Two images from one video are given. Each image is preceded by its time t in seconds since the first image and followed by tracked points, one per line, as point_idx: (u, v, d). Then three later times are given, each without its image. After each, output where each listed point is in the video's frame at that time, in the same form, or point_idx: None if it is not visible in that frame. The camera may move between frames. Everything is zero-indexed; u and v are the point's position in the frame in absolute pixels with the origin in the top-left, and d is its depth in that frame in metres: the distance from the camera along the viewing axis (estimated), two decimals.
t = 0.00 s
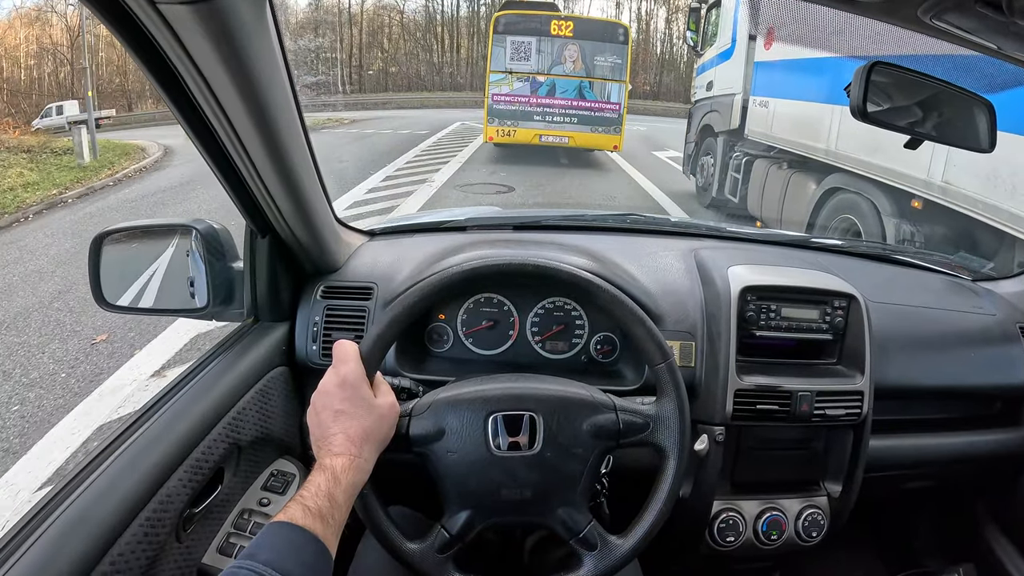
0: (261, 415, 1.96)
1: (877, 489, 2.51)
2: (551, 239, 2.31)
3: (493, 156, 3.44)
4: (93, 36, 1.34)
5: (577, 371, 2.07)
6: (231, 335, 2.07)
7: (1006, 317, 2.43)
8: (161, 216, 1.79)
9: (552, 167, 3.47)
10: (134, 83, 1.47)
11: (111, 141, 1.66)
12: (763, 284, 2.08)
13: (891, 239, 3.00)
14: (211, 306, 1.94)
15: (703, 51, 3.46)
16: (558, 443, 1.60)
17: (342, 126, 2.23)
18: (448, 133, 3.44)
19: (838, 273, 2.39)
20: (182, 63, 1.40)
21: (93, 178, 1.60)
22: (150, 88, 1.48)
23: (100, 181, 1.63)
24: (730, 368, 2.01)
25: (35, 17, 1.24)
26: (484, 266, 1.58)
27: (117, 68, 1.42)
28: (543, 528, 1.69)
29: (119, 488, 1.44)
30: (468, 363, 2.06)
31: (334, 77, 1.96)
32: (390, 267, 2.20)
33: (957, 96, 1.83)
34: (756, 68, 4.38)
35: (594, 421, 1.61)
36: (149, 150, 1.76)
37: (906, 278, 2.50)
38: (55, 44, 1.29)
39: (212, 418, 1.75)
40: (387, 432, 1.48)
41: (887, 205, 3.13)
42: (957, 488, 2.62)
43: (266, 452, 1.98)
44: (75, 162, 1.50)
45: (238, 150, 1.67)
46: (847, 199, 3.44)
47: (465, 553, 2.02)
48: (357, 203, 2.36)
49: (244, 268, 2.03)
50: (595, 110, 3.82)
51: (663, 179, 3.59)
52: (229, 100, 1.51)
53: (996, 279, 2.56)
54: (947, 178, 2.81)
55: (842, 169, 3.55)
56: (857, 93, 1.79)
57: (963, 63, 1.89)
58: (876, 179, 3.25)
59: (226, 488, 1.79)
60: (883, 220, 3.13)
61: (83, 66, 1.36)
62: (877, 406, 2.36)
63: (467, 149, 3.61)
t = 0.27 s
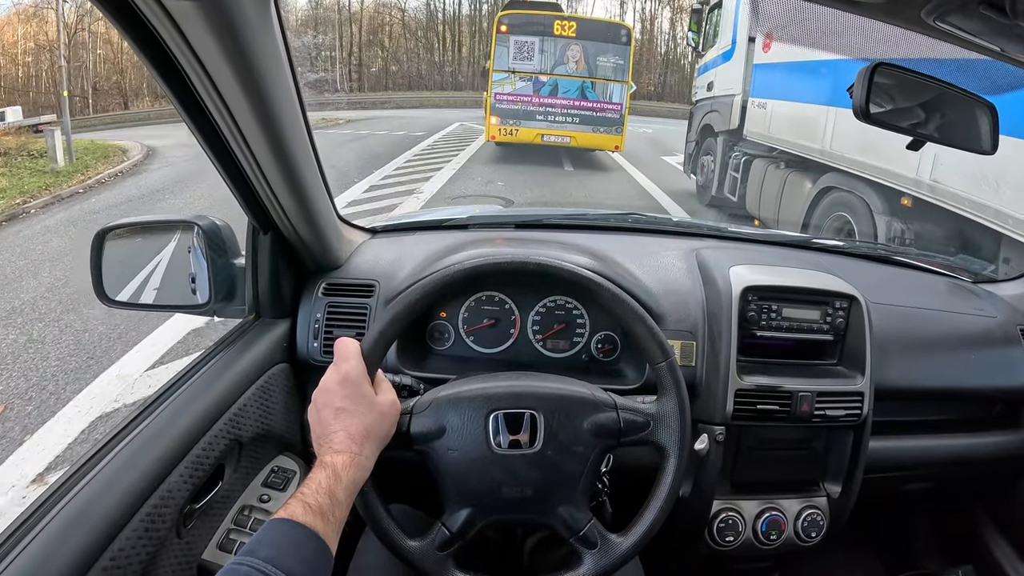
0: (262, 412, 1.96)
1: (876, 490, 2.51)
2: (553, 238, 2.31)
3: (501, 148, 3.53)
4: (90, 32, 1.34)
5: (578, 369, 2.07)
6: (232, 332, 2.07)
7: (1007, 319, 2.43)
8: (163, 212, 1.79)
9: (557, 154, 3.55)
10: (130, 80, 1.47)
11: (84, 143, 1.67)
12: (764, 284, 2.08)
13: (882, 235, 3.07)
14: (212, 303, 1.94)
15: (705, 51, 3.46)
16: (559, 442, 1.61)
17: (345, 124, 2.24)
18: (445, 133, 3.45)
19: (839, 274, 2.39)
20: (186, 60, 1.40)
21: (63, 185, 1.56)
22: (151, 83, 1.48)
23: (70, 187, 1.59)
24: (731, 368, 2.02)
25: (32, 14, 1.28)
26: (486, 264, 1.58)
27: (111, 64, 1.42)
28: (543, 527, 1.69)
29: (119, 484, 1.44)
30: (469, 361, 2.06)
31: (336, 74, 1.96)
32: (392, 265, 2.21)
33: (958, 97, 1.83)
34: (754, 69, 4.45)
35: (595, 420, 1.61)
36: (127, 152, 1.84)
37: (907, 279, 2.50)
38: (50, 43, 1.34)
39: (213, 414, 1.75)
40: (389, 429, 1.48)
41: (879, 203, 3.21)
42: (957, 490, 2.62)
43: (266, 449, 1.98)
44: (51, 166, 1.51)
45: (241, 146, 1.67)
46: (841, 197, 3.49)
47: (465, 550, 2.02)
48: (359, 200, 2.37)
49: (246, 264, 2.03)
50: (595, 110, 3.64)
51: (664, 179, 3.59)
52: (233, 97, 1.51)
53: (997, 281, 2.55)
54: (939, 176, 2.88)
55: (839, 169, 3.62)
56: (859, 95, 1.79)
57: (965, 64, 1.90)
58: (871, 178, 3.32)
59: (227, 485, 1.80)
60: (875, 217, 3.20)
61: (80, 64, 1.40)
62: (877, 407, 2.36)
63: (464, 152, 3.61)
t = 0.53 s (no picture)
0: (261, 409, 1.96)
1: (875, 492, 2.51)
2: (554, 238, 2.31)
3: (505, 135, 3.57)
4: (87, 30, 1.33)
5: (577, 370, 2.07)
6: (233, 329, 2.07)
7: (1007, 323, 2.43)
8: (163, 209, 1.79)
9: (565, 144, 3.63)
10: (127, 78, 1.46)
11: (65, 144, 1.58)
12: (765, 286, 2.08)
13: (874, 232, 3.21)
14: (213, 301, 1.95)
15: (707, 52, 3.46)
16: (558, 442, 1.61)
17: (347, 122, 2.24)
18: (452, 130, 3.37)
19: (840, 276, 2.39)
20: (187, 58, 1.40)
21: (29, 195, 1.45)
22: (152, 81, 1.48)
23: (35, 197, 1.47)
24: (731, 369, 2.02)
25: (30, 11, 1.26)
26: (486, 264, 1.58)
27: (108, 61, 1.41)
28: (542, 527, 1.69)
29: (118, 482, 1.44)
30: (469, 361, 2.06)
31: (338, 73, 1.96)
32: (392, 264, 2.21)
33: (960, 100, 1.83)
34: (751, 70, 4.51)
35: (594, 420, 1.61)
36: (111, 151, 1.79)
37: (908, 282, 2.50)
38: (49, 39, 1.33)
39: (212, 412, 1.75)
40: (388, 428, 1.48)
41: (873, 202, 3.34)
42: (956, 493, 2.62)
43: (265, 447, 1.98)
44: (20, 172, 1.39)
45: (243, 144, 1.67)
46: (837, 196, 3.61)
47: (464, 550, 2.03)
48: (360, 199, 2.37)
49: (247, 262, 2.03)
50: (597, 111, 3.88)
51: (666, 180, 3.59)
52: (234, 94, 1.51)
53: (998, 284, 2.56)
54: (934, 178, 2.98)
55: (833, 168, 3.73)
56: (861, 98, 1.79)
57: (968, 66, 1.89)
58: (866, 178, 3.42)
59: (226, 482, 1.80)
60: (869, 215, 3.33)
61: (75, 62, 1.39)
62: (877, 409, 2.36)
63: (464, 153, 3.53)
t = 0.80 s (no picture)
0: (262, 409, 1.95)
1: (877, 494, 2.50)
2: (556, 238, 2.30)
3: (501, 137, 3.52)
4: (81, 28, 1.32)
5: (579, 370, 2.06)
6: (233, 328, 2.06)
7: (1011, 325, 2.41)
8: (164, 206, 1.78)
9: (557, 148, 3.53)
10: (125, 76, 1.44)
11: (43, 145, 1.40)
12: (769, 287, 2.07)
13: (866, 228, 3.28)
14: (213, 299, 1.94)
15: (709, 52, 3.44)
16: (561, 442, 1.59)
17: (348, 121, 2.22)
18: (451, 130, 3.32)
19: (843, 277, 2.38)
20: (190, 52, 1.38)
21: None
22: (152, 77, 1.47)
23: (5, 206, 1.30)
24: (735, 370, 2.01)
25: (27, 8, 1.22)
26: (490, 264, 1.57)
27: (106, 59, 1.39)
28: (544, 529, 1.68)
29: (117, 482, 1.42)
30: (471, 361, 2.05)
31: (339, 70, 1.94)
32: (394, 263, 2.20)
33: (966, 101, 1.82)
34: (751, 70, 4.57)
35: (597, 421, 1.60)
36: (92, 156, 1.61)
37: (910, 283, 2.49)
38: (44, 37, 1.30)
39: (212, 411, 1.74)
40: (390, 429, 1.47)
41: (864, 199, 3.40)
42: (957, 495, 2.61)
43: (266, 446, 1.97)
44: None
45: (245, 141, 1.66)
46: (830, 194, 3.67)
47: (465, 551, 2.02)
48: (361, 197, 2.36)
49: (247, 260, 2.02)
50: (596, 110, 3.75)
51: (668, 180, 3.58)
52: (236, 91, 1.50)
53: (1001, 286, 2.55)
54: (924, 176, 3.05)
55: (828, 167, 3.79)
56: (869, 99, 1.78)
57: (975, 67, 1.88)
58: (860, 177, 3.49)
59: (226, 482, 1.78)
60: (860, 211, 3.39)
61: (71, 60, 1.37)
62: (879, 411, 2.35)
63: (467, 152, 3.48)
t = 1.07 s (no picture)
0: (267, 409, 1.95)
1: (880, 494, 2.51)
2: (560, 238, 2.30)
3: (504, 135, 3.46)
4: (74, 26, 1.30)
5: (586, 370, 2.06)
6: (238, 329, 2.05)
7: (1014, 326, 2.42)
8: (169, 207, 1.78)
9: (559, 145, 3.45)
10: (120, 78, 1.42)
11: (22, 148, 1.30)
12: (775, 287, 2.07)
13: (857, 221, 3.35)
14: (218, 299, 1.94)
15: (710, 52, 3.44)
16: (570, 443, 1.60)
17: (352, 121, 2.22)
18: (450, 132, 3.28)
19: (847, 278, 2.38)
20: (198, 51, 1.37)
21: None
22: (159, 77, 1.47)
23: None
24: (740, 371, 2.01)
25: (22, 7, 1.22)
26: (499, 264, 1.57)
27: (101, 61, 1.37)
28: (552, 529, 1.68)
29: (124, 485, 1.42)
30: (477, 361, 2.05)
31: (344, 70, 1.94)
32: (399, 263, 2.20)
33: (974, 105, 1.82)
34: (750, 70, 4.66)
35: (605, 421, 1.60)
36: (76, 155, 1.54)
37: (914, 283, 2.49)
38: (40, 35, 1.27)
39: (218, 412, 1.74)
40: (399, 430, 1.47)
41: (856, 193, 3.50)
42: (960, 495, 2.62)
43: (271, 447, 1.96)
44: None
45: (253, 141, 1.66)
46: (823, 189, 3.77)
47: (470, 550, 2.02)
48: (366, 197, 2.35)
49: (253, 260, 2.02)
50: (596, 108, 3.69)
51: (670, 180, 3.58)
52: (245, 90, 1.49)
53: (1003, 286, 2.55)
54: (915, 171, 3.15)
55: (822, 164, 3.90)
56: (879, 100, 1.77)
57: (981, 69, 1.88)
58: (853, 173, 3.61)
59: (232, 483, 1.78)
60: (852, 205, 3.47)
61: (65, 59, 1.34)
62: (883, 411, 2.36)
63: (467, 151, 3.46)
